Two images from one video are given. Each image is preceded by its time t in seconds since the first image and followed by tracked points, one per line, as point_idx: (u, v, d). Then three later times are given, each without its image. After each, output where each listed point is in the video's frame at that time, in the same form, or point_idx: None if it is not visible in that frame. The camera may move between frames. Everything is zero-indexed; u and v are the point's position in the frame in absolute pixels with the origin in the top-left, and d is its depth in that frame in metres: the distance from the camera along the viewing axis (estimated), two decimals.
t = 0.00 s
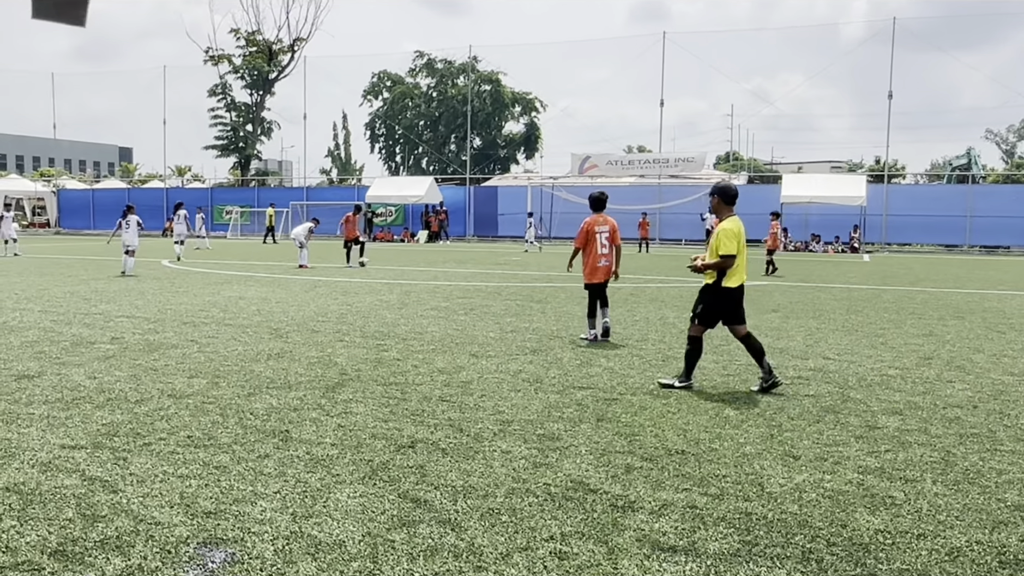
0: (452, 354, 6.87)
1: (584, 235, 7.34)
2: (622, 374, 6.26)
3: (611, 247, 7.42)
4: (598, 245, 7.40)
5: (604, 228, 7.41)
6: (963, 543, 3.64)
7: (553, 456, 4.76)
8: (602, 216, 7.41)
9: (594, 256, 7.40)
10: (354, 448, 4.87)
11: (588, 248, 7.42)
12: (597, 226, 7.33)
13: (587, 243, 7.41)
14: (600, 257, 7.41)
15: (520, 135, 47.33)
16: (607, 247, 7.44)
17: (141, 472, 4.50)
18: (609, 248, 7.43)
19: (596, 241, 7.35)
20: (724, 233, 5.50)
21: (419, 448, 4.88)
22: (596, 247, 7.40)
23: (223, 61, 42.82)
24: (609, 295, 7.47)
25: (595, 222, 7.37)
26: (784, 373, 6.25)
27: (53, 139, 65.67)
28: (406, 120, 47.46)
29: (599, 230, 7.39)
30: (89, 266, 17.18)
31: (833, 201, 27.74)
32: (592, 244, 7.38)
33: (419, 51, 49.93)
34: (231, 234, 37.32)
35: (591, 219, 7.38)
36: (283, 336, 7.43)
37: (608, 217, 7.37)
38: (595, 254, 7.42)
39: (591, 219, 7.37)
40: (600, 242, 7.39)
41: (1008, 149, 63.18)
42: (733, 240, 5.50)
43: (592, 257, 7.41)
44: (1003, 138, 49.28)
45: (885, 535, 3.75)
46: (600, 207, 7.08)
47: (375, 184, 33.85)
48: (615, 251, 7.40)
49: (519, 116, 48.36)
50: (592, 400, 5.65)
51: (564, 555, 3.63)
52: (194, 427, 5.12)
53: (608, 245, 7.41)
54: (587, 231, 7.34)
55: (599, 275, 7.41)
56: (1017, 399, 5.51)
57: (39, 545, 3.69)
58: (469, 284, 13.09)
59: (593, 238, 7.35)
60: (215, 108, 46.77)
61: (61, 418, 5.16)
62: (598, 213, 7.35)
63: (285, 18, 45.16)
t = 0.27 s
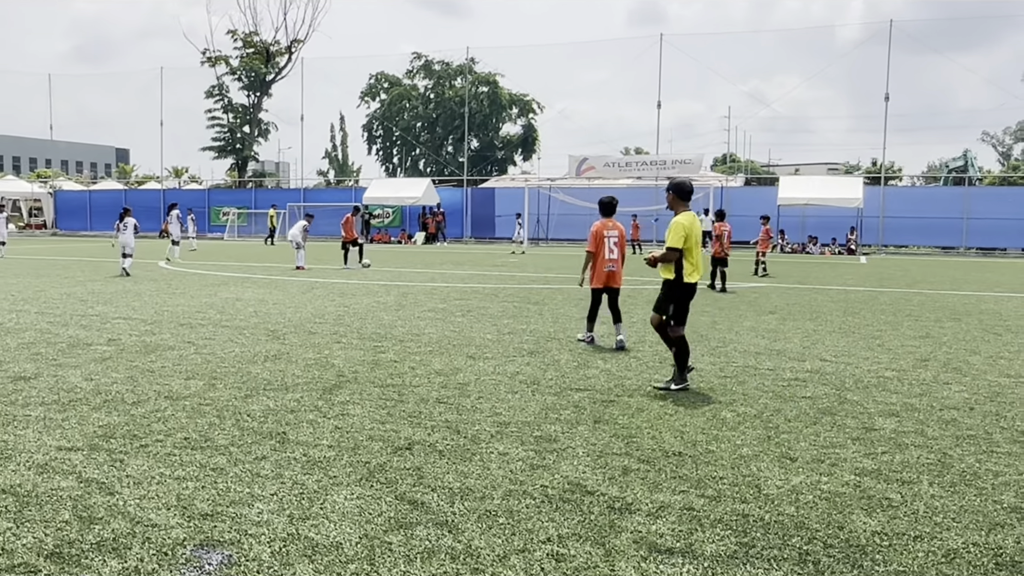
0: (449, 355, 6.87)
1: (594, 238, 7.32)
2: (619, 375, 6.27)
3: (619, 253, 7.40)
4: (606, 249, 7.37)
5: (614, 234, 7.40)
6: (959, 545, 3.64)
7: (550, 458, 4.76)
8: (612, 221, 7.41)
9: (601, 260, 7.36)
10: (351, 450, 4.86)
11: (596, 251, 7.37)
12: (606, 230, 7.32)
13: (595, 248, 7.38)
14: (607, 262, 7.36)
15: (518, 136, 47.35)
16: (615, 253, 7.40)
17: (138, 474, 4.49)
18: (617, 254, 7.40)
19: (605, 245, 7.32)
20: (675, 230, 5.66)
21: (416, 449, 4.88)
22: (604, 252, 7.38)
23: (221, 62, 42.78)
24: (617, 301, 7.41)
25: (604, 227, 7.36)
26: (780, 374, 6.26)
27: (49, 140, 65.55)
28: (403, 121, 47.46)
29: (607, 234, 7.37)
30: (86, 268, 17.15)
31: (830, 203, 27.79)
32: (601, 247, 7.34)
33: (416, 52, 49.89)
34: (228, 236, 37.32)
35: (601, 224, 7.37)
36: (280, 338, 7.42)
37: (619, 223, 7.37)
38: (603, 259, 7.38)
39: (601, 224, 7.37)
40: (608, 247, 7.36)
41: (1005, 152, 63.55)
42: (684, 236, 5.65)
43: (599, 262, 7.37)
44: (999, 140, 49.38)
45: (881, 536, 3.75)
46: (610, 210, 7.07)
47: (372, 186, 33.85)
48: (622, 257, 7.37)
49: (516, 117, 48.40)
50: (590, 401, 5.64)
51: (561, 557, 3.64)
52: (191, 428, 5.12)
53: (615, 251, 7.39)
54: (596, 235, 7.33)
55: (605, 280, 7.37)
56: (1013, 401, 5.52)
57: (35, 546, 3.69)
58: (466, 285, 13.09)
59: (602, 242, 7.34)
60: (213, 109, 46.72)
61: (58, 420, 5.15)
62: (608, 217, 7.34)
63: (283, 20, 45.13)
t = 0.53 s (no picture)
0: (443, 356, 6.87)
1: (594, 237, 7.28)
2: (612, 376, 6.28)
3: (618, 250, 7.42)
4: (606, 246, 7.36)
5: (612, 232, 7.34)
6: (951, 545, 3.65)
7: (544, 458, 4.76)
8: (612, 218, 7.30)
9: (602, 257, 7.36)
10: (345, 451, 4.85)
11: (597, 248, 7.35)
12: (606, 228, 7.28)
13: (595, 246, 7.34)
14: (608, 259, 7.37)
15: (512, 138, 47.35)
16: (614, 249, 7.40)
17: (130, 475, 4.48)
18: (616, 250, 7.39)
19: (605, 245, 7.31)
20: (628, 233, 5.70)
21: (410, 451, 4.87)
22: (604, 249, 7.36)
23: (214, 63, 42.71)
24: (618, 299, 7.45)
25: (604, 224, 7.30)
26: (774, 374, 6.26)
27: (43, 142, 65.42)
28: (397, 122, 47.43)
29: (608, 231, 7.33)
30: (79, 269, 17.11)
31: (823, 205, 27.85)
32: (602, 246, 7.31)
33: (410, 54, 49.90)
34: (222, 238, 37.30)
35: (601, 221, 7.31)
36: (274, 339, 7.41)
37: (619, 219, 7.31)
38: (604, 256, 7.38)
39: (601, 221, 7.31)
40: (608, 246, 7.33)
41: (998, 154, 64.25)
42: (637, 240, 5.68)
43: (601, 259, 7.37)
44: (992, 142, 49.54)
45: (874, 537, 3.76)
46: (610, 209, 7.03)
47: (366, 187, 33.84)
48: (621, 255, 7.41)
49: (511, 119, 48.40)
50: (584, 402, 5.65)
51: (555, 558, 3.63)
52: (184, 429, 5.10)
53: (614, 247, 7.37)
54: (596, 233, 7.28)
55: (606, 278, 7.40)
56: (1005, 401, 5.54)
57: (26, 548, 3.68)
58: (460, 287, 13.07)
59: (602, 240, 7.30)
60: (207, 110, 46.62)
61: (50, 421, 5.13)
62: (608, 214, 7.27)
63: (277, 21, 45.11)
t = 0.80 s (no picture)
0: (436, 357, 6.87)
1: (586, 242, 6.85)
2: (605, 377, 6.28)
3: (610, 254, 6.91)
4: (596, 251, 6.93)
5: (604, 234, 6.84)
6: (942, 544, 3.66)
7: (536, 459, 4.76)
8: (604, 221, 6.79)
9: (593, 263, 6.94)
10: (337, 452, 4.85)
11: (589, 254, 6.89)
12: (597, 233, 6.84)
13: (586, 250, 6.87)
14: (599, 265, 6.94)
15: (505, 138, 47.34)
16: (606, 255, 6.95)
17: (121, 476, 4.46)
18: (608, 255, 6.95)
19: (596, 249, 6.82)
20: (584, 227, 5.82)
21: (402, 451, 4.87)
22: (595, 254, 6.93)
23: (207, 64, 42.62)
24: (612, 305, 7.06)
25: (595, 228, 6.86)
26: (766, 375, 6.28)
27: (35, 142, 65.17)
28: (390, 123, 47.38)
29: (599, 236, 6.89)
30: (71, 270, 17.06)
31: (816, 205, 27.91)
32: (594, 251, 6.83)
33: (404, 54, 49.87)
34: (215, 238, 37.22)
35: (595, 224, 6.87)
36: (266, 340, 7.40)
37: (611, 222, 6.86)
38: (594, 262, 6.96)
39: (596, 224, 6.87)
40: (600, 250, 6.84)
41: (989, 154, 64.67)
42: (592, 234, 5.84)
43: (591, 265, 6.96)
44: (984, 142, 49.73)
45: (865, 536, 3.77)
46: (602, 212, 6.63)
47: (359, 188, 33.82)
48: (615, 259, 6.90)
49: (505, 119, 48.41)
50: (576, 403, 5.65)
51: (547, 558, 3.63)
52: (176, 431, 5.09)
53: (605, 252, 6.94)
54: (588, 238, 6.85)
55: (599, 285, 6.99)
56: (996, 401, 5.56)
57: (16, 550, 3.66)
58: (452, 287, 13.07)
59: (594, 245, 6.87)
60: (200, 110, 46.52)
61: (41, 422, 5.11)
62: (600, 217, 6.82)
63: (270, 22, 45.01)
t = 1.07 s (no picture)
0: (429, 356, 6.86)
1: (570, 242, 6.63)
2: (598, 376, 6.28)
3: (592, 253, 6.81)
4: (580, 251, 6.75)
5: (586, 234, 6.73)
6: (933, 543, 3.67)
7: (529, 459, 4.76)
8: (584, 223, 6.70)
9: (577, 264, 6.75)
10: (329, 452, 4.84)
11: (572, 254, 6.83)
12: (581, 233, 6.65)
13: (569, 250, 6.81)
14: (583, 265, 6.77)
15: (498, 138, 47.34)
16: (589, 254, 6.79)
17: (113, 477, 4.45)
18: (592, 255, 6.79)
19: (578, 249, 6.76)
20: (539, 231, 5.85)
21: (395, 451, 4.86)
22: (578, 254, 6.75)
23: (200, 63, 42.51)
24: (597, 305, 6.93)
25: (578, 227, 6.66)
26: (758, 374, 6.29)
27: (27, 142, 64.83)
28: (384, 123, 47.35)
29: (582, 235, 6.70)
30: (63, 270, 16.99)
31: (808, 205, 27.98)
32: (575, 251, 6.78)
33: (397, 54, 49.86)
34: (207, 238, 37.13)
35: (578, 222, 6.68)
36: (258, 340, 7.38)
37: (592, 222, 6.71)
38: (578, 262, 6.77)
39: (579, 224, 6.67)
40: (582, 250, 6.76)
41: (980, 155, 65.27)
42: (551, 239, 5.84)
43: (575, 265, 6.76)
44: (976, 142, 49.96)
45: (857, 535, 3.78)
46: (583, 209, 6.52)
47: (353, 188, 33.78)
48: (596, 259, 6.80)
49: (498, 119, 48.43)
50: (569, 402, 5.66)
51: (539, 558, 3.63)
52: (168, 431, 5.07)
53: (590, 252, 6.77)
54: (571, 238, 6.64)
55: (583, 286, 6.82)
56: (987, 400, 5.58)
57: (7, 551, 3.65)
58: (445, 287, 13.07)
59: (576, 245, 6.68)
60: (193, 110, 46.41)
61: (32, 422, 5.09)
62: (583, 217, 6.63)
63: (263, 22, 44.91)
